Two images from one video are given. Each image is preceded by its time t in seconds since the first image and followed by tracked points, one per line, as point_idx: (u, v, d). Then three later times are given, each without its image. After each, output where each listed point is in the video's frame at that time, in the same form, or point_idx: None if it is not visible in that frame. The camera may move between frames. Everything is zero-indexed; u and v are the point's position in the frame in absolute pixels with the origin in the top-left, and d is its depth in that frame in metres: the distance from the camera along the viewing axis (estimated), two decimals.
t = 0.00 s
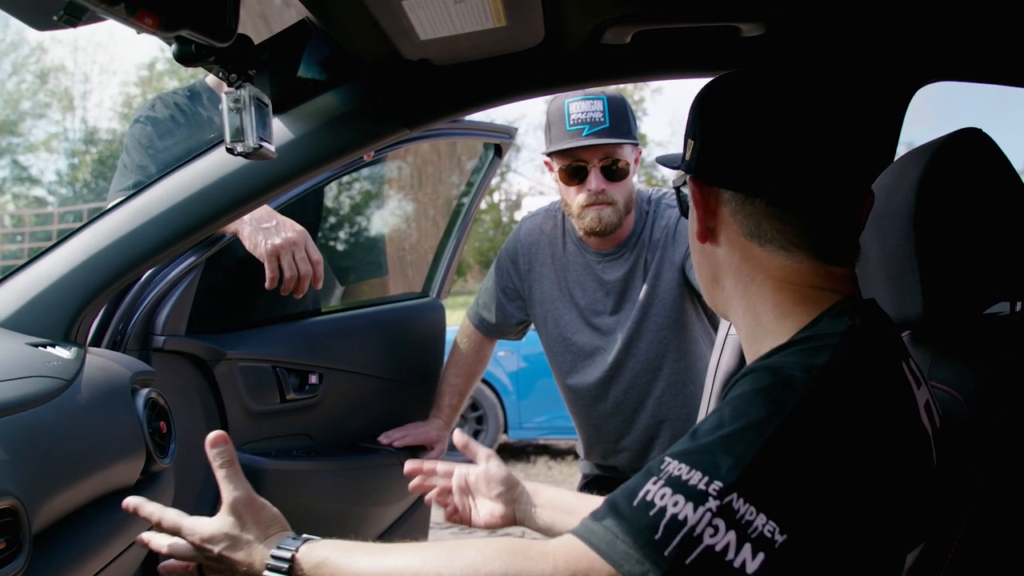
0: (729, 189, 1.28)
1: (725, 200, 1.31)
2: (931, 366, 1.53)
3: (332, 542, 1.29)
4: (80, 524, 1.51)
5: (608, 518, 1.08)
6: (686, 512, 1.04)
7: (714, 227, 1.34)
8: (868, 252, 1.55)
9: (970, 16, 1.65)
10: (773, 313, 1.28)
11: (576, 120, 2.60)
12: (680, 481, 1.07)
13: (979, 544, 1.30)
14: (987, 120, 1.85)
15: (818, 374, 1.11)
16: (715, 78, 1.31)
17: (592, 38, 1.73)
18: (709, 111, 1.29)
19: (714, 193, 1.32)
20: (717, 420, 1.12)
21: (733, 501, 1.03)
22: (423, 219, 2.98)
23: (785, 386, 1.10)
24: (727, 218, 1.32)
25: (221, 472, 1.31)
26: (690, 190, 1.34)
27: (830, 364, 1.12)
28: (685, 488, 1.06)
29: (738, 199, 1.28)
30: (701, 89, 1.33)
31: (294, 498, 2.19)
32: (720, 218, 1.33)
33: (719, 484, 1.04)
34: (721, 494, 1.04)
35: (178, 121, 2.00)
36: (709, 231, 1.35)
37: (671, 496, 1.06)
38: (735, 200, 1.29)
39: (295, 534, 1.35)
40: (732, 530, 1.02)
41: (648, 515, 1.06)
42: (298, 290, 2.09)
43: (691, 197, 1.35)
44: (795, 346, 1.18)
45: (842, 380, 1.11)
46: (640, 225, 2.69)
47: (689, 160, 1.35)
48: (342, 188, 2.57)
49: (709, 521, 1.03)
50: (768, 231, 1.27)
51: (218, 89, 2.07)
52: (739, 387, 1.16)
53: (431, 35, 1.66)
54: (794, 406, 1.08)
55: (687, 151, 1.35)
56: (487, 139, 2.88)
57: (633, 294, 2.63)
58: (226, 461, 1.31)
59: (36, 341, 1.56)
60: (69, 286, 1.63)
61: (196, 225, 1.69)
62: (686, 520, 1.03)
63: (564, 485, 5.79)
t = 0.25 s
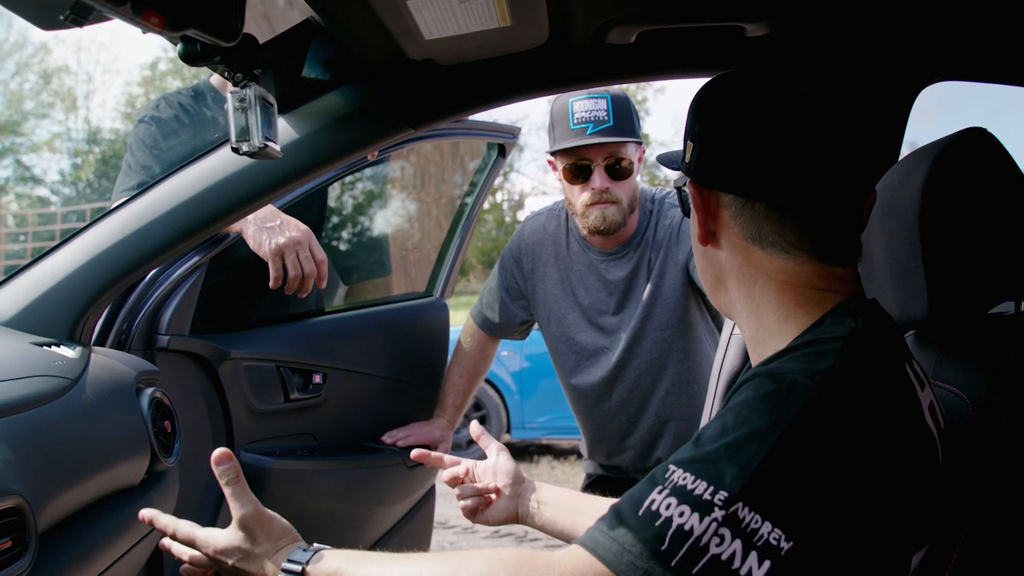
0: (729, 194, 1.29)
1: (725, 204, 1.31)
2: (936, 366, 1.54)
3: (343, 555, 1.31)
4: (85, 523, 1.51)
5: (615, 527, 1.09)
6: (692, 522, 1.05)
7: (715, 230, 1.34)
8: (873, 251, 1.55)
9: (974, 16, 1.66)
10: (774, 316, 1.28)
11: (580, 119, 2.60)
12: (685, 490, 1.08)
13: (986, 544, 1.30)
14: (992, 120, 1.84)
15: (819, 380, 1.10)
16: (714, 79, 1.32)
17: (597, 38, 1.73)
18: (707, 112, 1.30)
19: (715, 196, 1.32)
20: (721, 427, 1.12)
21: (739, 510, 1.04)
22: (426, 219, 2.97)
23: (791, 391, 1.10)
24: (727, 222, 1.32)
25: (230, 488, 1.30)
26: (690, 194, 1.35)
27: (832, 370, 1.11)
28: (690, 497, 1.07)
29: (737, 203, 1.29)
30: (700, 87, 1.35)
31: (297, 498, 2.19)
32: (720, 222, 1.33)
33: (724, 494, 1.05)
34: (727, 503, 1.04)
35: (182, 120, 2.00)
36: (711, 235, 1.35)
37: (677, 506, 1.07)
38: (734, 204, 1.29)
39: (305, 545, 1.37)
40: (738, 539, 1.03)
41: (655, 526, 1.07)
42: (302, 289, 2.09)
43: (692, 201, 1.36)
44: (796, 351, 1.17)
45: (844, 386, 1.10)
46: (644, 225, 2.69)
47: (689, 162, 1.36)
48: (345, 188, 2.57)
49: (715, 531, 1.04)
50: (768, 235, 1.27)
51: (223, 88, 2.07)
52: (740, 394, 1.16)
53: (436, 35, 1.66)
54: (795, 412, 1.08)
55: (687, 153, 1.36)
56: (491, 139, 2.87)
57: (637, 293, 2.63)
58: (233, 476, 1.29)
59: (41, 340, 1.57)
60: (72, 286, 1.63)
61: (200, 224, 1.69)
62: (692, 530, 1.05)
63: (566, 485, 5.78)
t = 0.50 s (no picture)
0: (732, 195, 1.28)
1: (728, 204, 1.31)
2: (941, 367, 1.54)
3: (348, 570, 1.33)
4: (88, 523, 1.51)
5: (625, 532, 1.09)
6: (702, 528, 1.05)
7: (718, 232, 1.34)
8: (878, 252, 1.56)
9: (978, 19, 1.66)
10: (777, 317, 1.27)
11: (583, 120, 2.60)
12: (693, 495, 1.07)
13: (990, 545, 1.30)
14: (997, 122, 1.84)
15: (825, 382, 1.10)
16: (717, 79, 1.32)
17: (602, 39, 1.73)
18: (708, 113, 1.30)
19: (717, 198, 1.32)
20: (727, 431, 1.12)
21: (748, 515, 1.04)
22: (428, 220, 2.98)
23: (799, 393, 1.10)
24: (730, 223, 1.31)
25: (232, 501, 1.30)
26: (693, 195, 1.35)
27: (840, 372, 1.12)
28: (699, 503, 1.06)
29: (740, 203, 1.28)
30: (703, 89, 1.34)
31: (300, 499, 2.19)
32: (723, 223, 1.32)
33: (733, 499, 1.05)
34: (736, 509, 1.04)
35: (185, 121, 2.00)
36: (713, 236, 1.35)
37: (686, 511, 1.07)
38: (737, 204, 1.29)
39: (310, 557, 1.37)
40: (748, 544, 1.03)
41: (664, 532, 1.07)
42: (306, 289, 2.10)
43: (694, 202, 1.35)
44: (800, 355, 1.17)
45: (852, 388, 1.10)
46: (647, 226, 2.69)
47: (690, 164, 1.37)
48: (347, 188, 2.58)
49: (725, 536, 1.04)
50: (771, 236, 1.26)
51: (227, 89, 2.06)
52: (748, 397, 1.15)
53: (441, 35, 1.66)
54: (803, 415, 1.08)
55: (688, 156, 1.36)
56: (493, 140, 2.87)
57: (640, 294, 2.63)
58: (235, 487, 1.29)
59: (45, 340, 1.57)
60: (76, 287, 1.63)
61: (204, 224, 1.69)
62: (702, 536, 1.04)
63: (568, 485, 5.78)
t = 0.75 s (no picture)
0: (735, 195, 1.28)
1: (730, 204, 1.31)
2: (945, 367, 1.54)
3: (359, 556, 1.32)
4: (92, 518, 1.51)
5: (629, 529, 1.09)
6: (707, 525, 1.05)
7: (721, 231, 1.34)
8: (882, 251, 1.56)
9: (984, 18, 1.66)
10: (781, 316, 1.28)
11: (589, 117, 2.61)
12: (698, 493, 1.08)
13: (995, 545, 1.31)
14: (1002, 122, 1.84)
15: (831, 381, 1.10)
16: (724, 77, 1.31)
17: (608, 37, 1.73)
18: (712, 112, 1.29)
19: (720, 198, 1.32)
20: (733, 429, 1.12)
21: (754, 513, 1.04)
22: (431, 217, 2.98)
23: (806, 391, 1.10)
24: (733, 223, 1.31)
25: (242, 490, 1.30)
26: (696, 196, 1.35)
27: (846, 371, 1.12)
28: (704, 501, 1.07)
29: (743, 204, 1.28)
30: (706, 87, 1.33)
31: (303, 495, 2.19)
32: (726, 223, 1.33)
33: (738, 497, 1.05)
34: (741, 506, 1.04)
35: (190, 117, 2.00)
36: (717, 236, 1.35)
37: (691, 509, 1.07)
38: (740, 204, 1.29)
39: (320, 544, 1.36)
40: (754, 541, 1.03)
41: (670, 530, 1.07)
42: (310, 284, 2.09)
43: (698, 202, 1.35)
44: (804, 354, 1.18)
45: (858, 387, 1.10)
46: (651, 223, 2.69)
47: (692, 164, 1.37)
48: (351, 184, 2.58)
49: (730, 534, 1.04)
50: (774, 235, 1.26)
51: (231, 85, 2.06)
52: (753, 395, 1.16)
53: (447, 32, 1.66)
54: (808, 414, 1.08)
55: (690, 156, 1.36)
56: (497, 137, 2.87)
57: (644, 291, 2.63)
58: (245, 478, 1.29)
59: (49, 335, 1.57)
60: (80, 282, 1.63)
61: (209, 219, 1.69)
62: (707, 534, 1.04)
63: (570, 483, 5.78)
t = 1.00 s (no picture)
0: (732, 199, 1.28)
1: (728, 208, 1.31)
2: (944, 367, 1.54)
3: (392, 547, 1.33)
4: (92, 519, 1.51)
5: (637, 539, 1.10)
6: (709, 530, 1.05)
7: (720, 235, 1.34)
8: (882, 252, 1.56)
9: (983, 19, 1.66)
10: (779, 318, 1.28)
11: (590, 117, 2.62)
12: (700, 498, 1.09)
13: (994, 545, 1.31)
14: (1001, 122, 1.85)
15: (830, 382, 1.11)
16: (722, 78, 1.31)
17: (608, 37, 1.73)
18: (709, 115, 1.29)
19: (717, 202, 1.32)
20: (733, 434, 1.13)
21: (755, 516, 1.04)
22: (431, 218, 2.98)
23: (805, 393, 1.10)
24: (731, 226, 1.32)
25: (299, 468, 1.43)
26: (693, 199, 1.35)
27: (845, 371, 1.12)
28: (706, 505, 1.07)
29: (740, 208, 1.28)
30: (703, 89, 1.34)
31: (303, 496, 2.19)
32: (724, 226, 1.33)
33: (739, 500, 1.05)
34: (743, 510, 1.05)
35: (189, 118, 2.01)
36: (715, 239, 1.35)
37: (694, 514, 1.08)
38: (738, 208, 1.29)
39: (365, 531, 1.38)
40: (757, 544, 1.03)
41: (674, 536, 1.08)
42: (309, 285, 2.08)
43: (695, 206, 1.35)
44: (803, 356, 1.18)
45: (857, 387, 1.11)
46: (651, 225, 2.69)
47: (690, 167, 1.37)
48: (351, 186, 2.57)
49: (732, 537, 1.04)
50: (772, 239, 1.26)
51: (231, 86, 2.06)
52: (753, 399, 1.16)
53: (446, 33, 1.66)
54: (808, 414, 1.08)
55: (688, 159, 1.35)
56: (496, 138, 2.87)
57: (644, 292, 2.63)
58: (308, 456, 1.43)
59: (49, 336, 1.57)
60: (80, 284, 1.63)
61: (210, 221, 1.69)
62: (710, 538, 1.05)
63: (570, 485, 5.78)
